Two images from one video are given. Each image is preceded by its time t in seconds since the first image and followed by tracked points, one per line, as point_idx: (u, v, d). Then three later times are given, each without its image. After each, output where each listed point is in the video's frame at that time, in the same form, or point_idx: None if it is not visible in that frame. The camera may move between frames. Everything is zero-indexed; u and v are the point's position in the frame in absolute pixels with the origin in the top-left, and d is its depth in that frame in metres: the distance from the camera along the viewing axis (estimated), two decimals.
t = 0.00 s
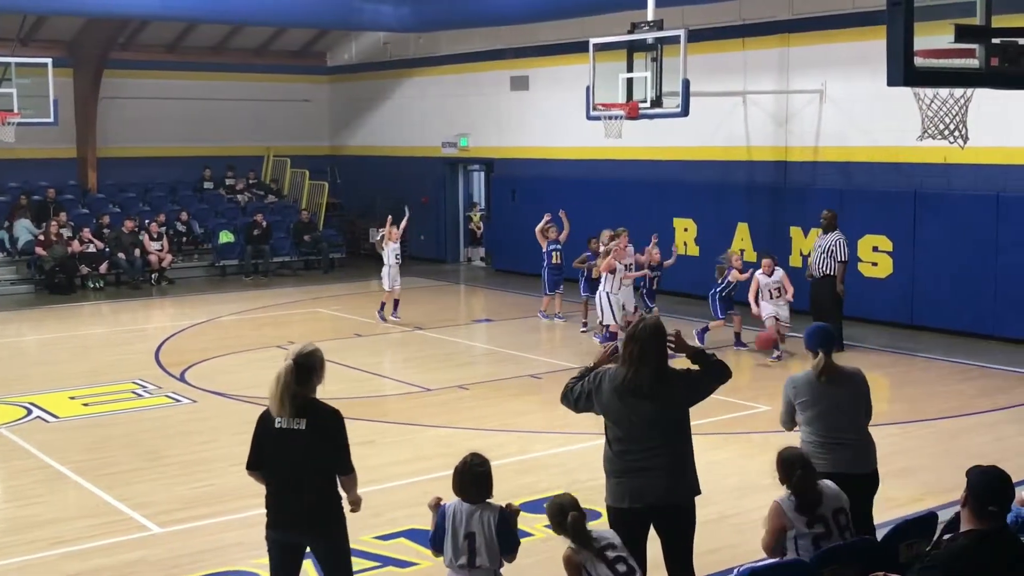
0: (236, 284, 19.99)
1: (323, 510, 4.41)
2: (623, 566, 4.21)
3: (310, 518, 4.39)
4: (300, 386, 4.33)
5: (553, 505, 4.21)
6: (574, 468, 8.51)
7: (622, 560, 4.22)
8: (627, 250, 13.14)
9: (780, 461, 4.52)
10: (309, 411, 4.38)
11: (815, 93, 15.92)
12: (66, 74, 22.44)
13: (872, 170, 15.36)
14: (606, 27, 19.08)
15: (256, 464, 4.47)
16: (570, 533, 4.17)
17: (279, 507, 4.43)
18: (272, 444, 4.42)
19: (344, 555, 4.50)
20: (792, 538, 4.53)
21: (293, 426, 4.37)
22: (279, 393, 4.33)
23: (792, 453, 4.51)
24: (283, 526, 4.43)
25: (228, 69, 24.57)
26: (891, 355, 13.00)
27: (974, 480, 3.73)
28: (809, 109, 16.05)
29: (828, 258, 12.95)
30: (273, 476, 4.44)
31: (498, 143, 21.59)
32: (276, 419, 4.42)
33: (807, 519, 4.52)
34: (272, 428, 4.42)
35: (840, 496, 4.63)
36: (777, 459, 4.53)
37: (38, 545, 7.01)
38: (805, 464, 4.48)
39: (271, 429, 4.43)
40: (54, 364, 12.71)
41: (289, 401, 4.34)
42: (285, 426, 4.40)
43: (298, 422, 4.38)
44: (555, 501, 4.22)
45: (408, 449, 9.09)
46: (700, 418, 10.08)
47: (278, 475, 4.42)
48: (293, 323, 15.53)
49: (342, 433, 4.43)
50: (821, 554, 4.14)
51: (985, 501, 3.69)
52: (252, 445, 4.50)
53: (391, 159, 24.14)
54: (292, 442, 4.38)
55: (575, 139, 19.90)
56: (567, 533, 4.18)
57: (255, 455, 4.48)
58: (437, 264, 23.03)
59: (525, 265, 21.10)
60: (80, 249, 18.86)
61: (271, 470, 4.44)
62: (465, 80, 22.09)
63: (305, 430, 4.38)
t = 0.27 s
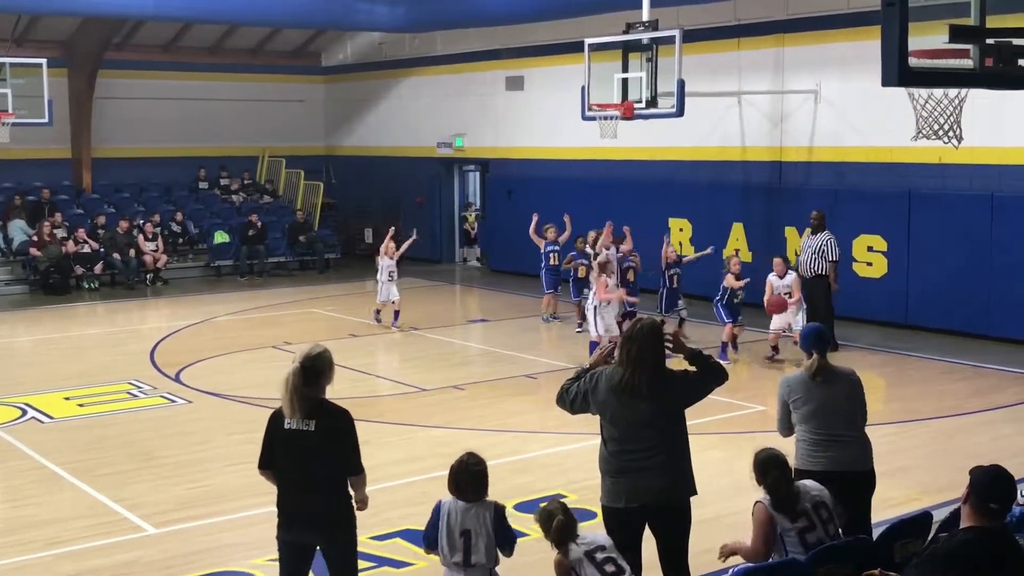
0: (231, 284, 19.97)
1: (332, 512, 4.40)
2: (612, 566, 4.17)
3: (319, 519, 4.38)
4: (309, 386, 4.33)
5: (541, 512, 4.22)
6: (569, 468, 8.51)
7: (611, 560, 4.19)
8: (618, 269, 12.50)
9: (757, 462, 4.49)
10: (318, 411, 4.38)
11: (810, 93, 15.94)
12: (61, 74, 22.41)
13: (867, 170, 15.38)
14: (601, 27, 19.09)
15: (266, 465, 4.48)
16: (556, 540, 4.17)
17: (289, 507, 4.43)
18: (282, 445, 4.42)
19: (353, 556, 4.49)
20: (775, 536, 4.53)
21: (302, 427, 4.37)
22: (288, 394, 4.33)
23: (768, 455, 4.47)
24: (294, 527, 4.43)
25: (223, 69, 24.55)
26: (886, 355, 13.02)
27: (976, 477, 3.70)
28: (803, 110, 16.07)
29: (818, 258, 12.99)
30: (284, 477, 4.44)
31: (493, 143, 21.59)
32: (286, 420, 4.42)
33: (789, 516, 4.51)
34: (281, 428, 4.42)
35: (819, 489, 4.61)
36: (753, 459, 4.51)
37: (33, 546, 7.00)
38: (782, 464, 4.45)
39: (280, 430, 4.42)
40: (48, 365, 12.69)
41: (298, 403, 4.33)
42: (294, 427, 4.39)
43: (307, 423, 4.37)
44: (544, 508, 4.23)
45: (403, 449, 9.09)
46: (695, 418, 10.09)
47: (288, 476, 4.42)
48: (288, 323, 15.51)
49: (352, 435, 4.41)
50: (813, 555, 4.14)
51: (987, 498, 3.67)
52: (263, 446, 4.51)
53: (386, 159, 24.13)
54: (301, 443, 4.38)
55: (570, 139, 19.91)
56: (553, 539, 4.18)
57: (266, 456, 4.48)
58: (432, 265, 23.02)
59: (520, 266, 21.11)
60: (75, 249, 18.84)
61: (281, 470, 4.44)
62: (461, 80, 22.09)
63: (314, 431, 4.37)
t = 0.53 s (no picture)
0: (226, 284, 19.96)
1: (344, 513, 4.39)
2: (608, 565, 4.16)
3: (332, 520, 4.37)
4: (324, 387, 4.34)
5: (541, 512, 4.27)
6: (565, 468, 8.51)
7: (607, 559, 4.18)
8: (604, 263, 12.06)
9: (748, 460, 4.49)
10: (332, 412, 4.38)
11: (805, 93, 15.96)
12: (56, 74, 22.38)
13: (863, 169, 15.40)
14: (596, 27, 19.10)
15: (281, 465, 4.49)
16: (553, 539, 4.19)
17: (302, 508, 4.43)
18: (297, 446, 4.43)
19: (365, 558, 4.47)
20: (766, 534, 4.52)
21: (315, 428, 4.37)
22: (302, 394, 4.34)
23: (760, 454, 4.46)
24: (307, 528, 4.42)
25: (218, 69, 24.53)
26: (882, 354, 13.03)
27: (971, 478, 3.72)
28: (798, 110, 16.09)
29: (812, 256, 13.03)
30: (297, 478, 4.45)
31: (488, 143, 21.59)
32: (300, 421, 4.43)
33: (778, 513, 4.50)
34: (295, 429, 4.43)
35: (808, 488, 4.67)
36: (745, 457, 4.50)
37: (28, 547, 6.99)
38: (773, 463, 4.44)
39: (294, 431, 4.44)
40: (43, 365, 12.67)
41: (312, 402, 4.34)
42: (307, 428, 4.40)
43: (320, 424, 4.38)
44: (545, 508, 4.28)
45: (399, 449, 9.09)
46: (690, 417, 10.09)
47: (302, 477, 4.42)
48: (284, 323, 15.50)
49: (366, 436, 4.41)
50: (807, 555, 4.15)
51: (981, 498, 3.68)
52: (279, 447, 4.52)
53: (382, 159, 24.12)
54: (314, 443, 4.38)
55: (565, 139, 19.93)
56: (552, 537, 4.21)
57: (281, 457, 4.50)
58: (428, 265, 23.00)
59: (516, 266, 21.11)
60: (70, 249, 18.82)
61: (296, 471, 4.44)
62: (456, 80, 22.08)
63: (327, 432, 4.37)
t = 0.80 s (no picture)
0: (221, 285, 19.94)
1: (348, 514, 4.38)
2: (603, 564, 4.16)
3: (337, 520, 4.37)
4: (332, 389, 4.33)
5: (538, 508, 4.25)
6: (559, 468, 8.51)
7: (602, 558, 4.18)
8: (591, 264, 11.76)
9: (745, 460, 4.50)
10: (339, 414, 4.38)
11: (799, 93, 15.97)
12: (50, 75, 22.34)
13: (857, 170, 15.42)
14: (591, 27, 19.10)
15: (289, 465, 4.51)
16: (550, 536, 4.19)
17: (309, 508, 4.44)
18: (304, 446, 4.44)
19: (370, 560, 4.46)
20: (760, 534, 4.51)
21: (322, 428, 4.38)
22: (309, 395, 4.35)
23: (757, 453, 4.48)
24: (313, 528, 4.43)
25: (213, 70, 24.49)
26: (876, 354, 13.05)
27: (964, 479, 3.70)
28: (793, 110, 16.10)
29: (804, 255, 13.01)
30: (304, 478, 4.46)
31: (483, 143, 21.59)
32: (307, 422, 4.44)
33: (773, 513, 4.51)
34: (304, 429, 4.44)
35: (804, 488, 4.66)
36: (742, 456, 4.51)
37: (22, 548, 6.97)
38: (770, 462, 4.46)
39: (302, 431, 4.45)
40: (37, 366, 12.65)
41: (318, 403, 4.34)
42: (315, 429, 4.41)
43: (327, 425, 4.38)
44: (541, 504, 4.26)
45: (393, 450, 9.09)
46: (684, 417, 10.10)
47: (308, 477, 4.43)
48: (278, 324, 15.49)
49: (372, 438, 4.41)
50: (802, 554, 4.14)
51: (976, 499, 3.67)
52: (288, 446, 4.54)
53: (377, 159, 24.11)
54: (321, 444, 4.39)
55: (559, 140, 19.95)
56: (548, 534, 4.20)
57: (290, 456, 4.52)
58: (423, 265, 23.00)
59: (510, 266, 21.11)
60: (64, 250, 18.79)
61: (304, 471, 4.45)
62: (452, 80, 22.07)
63: (333, 433, 4.37)
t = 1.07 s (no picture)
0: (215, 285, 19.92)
1: (348, 515, 4.38)
2: (595, 565, 4.17)
3: (337, 521, 4.37)
4: (332, 389, 4.33)
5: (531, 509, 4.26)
6: (553, 468, 8.52)
7: (595, 558, 4.19)
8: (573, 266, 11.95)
9: (744, 458, 4.53)
10: (340, 414, 4.38)
11: (793, 93, 15.99)
12: (43, 75, 22.31)
13: (850, 169, 15.44)
14: (585, 27, 19.10)
15: (289, 465, 4.50)
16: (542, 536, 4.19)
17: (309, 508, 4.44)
18: (304, 446, 4.44)
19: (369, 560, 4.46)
20: (755, 532, 4.53)
21: (322, 429, 4.38)
22: (310, 396, 4.35)
23: (756, 451, 4.51)
24: (313, 529, 4.43)
25: (206, 70, 24.46)
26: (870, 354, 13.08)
27: (959, 478, 3.73)
28: (787, 110, 16.12)
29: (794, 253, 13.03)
30: (304, 478, 4.46)
31: (477, 143, 21.58)
32: (308, 422, 4.44)
33: (769, 513, 4.52)
34: (304, 430, 4.43)
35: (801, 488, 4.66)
36: (742, 454, 4.54)
37: (15, 549, 6.97)
38: (769, 459, 4.49)
39: (301, 432, 4.45)
40: (30, 366, 12.64)
41: (319, 404, 4.34)
42: (315, 430, 4.41)
43: (327, 425, 4.38)
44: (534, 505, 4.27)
45: (387, 450, 9.09)
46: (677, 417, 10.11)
47: (308, 478, 4.43)
48: (272, 324, 15.48)
49: (373, 439, 4.41)
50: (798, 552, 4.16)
51: (970, 500, 3.69)
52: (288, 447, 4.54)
53: (371, 159, 24.10)
54: (320, 445, 4.39)
55: (553, 140, 19.96)
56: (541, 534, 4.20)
57: (290, 457, 4.51)
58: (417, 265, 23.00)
59: (505, 266, 21.11)
60: (57, 250, 18.77)
61: (304, 472, 4.45)
62: (446, 80, 22.07)
63: (333, 434, 4.37)
